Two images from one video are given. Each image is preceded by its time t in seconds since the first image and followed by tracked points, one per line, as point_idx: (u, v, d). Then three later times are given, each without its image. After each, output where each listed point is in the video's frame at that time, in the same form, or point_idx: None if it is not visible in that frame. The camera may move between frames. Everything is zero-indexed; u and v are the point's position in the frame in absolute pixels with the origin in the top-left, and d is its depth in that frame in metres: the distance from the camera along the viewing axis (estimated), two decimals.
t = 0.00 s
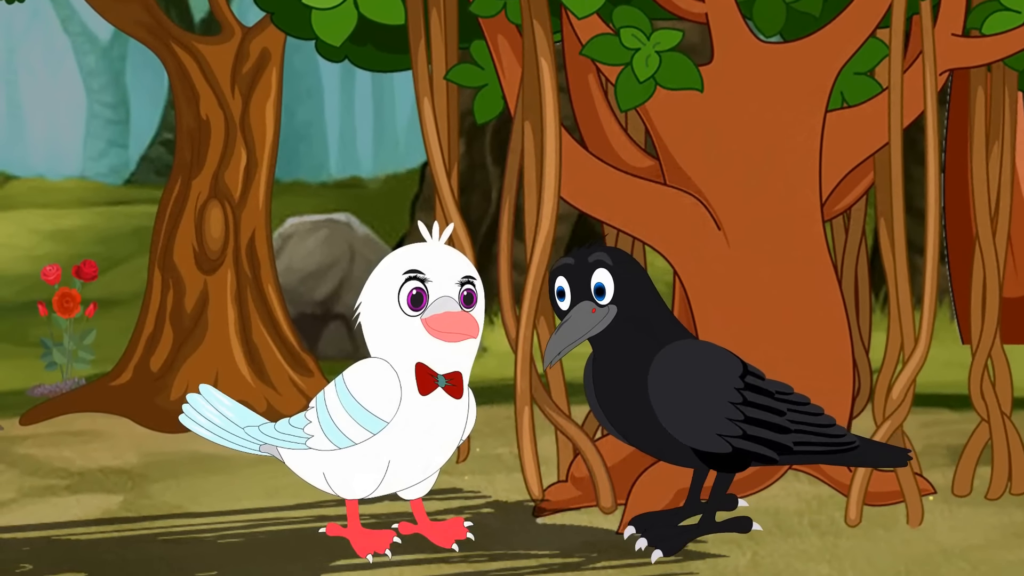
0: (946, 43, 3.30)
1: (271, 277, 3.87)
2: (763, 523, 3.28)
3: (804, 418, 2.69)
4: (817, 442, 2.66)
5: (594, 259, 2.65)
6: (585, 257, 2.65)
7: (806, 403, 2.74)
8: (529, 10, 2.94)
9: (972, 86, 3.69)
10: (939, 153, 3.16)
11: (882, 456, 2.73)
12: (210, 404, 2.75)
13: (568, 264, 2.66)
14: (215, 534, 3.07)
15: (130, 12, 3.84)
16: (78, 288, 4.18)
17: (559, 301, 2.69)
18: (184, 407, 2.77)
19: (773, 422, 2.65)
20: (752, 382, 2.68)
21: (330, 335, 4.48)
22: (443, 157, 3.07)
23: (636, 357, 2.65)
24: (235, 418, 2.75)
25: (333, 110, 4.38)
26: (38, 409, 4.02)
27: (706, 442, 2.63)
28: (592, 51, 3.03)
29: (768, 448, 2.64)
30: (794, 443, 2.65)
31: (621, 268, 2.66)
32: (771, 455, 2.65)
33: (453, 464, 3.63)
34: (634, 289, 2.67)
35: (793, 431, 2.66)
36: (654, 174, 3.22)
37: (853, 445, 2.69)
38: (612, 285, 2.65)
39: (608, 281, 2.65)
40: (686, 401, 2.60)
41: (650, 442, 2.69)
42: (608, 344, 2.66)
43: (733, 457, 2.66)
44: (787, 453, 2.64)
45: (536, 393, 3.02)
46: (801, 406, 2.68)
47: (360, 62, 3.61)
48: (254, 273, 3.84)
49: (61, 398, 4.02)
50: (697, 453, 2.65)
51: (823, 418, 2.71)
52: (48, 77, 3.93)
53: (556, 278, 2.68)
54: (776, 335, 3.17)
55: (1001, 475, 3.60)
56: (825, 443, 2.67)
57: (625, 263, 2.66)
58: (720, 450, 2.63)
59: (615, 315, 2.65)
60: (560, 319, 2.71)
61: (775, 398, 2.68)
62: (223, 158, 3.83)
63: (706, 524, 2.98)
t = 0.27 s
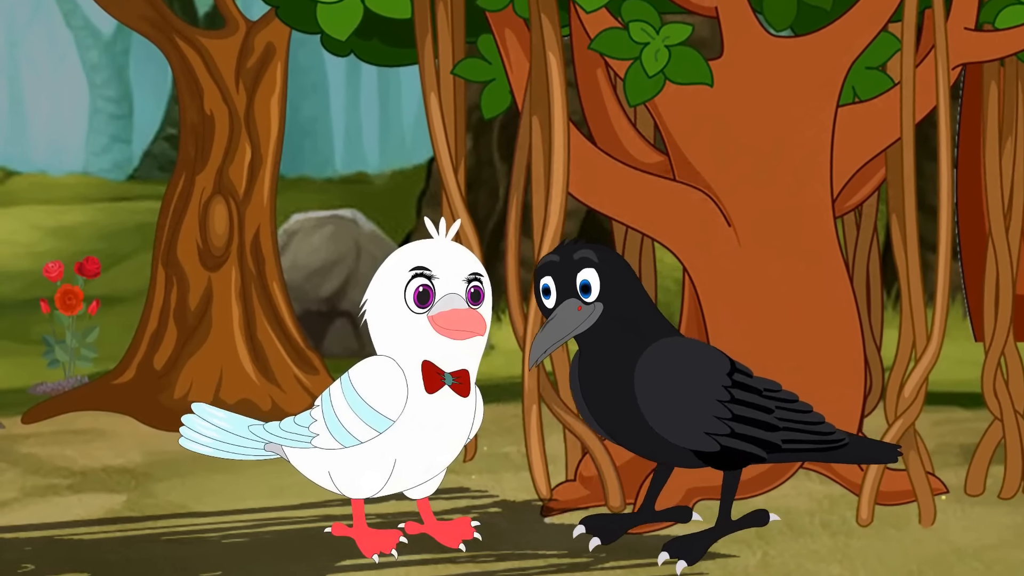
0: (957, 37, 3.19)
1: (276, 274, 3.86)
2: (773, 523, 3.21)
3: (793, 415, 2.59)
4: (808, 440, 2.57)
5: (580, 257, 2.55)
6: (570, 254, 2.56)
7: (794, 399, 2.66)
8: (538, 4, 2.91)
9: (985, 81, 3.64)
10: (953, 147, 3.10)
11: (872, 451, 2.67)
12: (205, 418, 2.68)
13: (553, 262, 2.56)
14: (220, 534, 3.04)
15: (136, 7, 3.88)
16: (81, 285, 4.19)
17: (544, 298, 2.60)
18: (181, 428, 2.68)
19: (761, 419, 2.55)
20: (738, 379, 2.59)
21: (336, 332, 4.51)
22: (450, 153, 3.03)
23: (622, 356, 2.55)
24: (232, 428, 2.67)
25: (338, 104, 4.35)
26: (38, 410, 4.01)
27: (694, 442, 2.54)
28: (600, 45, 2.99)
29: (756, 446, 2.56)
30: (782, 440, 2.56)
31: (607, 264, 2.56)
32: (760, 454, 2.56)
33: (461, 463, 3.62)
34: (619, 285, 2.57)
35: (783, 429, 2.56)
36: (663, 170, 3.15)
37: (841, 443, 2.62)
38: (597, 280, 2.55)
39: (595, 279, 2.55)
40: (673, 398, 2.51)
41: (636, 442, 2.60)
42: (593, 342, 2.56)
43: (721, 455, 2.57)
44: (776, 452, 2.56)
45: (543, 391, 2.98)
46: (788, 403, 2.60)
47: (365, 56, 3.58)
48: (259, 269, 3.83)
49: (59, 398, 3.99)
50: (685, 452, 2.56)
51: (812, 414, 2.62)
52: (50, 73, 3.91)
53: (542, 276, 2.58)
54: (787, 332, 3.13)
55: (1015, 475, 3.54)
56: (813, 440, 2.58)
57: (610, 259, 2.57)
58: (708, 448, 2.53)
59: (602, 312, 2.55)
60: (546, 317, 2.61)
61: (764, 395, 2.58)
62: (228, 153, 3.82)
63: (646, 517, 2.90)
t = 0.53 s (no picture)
0: (963, 34, 3.16)
1: (278, 273, 3.86)
2: (780, 522, 3.14)
3: (777, 425, 2.45)
4: (792, 451, 2.44)
5: (567, 254, 2.42)
6: (558, 252, 2.42)
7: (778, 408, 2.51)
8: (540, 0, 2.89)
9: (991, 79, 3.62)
10: (960, 144, 3.05)
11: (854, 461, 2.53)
12: (208, 420, 2.63)
13: (538, 260, 2.42)
14: (222, 534, 3.01)
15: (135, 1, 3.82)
16: (80, 285, 4.53)
17: (529, 295, 2.46)
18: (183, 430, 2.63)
19: (740, 429, 2.42)
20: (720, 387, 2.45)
21: (338, 330, 5.04)
22: (454, 151, 2.99)
23: (602, 361, 2.42)
24: (237, 431, 2.62)
25: (340, 101, 4.79)
26: (38, 408, 4.11)
27: (677, 450, 2.41)
28: (604, 42, 2.97)
29: (738, 456, 2.42)
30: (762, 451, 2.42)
31: (592, 264, 2.42)
32: (741, 463, 2.43)
33: (465, 464, 3.67)
34: (602, 285, 2.43)
35: (766, 439, 2.42)
36: (667, 168, 3.13)
37: (824, 455, 2.48)
38: (581, 279, 2.41)
39: (581, 277, 2.40)
40: (652, 406, 2.37)
41: (616, 444, 2.49)
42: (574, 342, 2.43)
43: (700, 463, 2.44)
44: (758, 462, 2.42)
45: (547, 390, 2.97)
46: (771, 413, 2.46)
47: (367, 54, 3.57)
48: (261, 268, 3.82)
49: (59, 397, 4.12)
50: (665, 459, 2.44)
51: (796, 424, 2.47)
52: (51, 72, 4.55)
53: (527, 273, 2.45)
54: (792, 331, 3.11)
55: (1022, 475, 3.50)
56: (797, 452, 2.44)
57: (597, 259, 2.43)
58: (690, 457, 2.41)
59: (587, 312, 2.41)
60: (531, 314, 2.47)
61: (748, 404, 2.45)
62: (229, 151, 3.80)
63: (643, 518, 2.82)
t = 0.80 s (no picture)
0: (963, 34, 3.16)
1: (278, 273, 3.86)
2: (780, 522, 3.14)
3: (777, 425, 2.45)
4: (792, 451, 2.43)
5: (570, 250, 2.41)
6: (563, 246, 2.41)
7: (779, 408, 2.51)
8: (540, 0, 2.89)
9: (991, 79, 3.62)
10: (959, 144, 3.05)
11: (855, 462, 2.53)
12: (209, 420, 2.62)
13: (540, 254, 2.42)
14: (222, 534, 3.01)
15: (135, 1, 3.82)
16: (80, 285, 4.53)
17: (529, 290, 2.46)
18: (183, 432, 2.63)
19: (741, 430, 2.41)
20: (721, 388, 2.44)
21: (338, 330, 5.05)
22: (454, 150, 2.99)
23: (603, 360, 2.42)
24: (238, 433, 2.61)
25: (341, 102, 4.80)
26: (38, 408, 4.11)
27: (677, 450, 2.41)
28: (604, 42, 2.96)
29: (738, 457, 2.42)
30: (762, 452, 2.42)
31: (595, 262, 2.42)
32: (741, 463, 2.43)
33: (465, 464, 3.68)
34: (604, 284, 2.43)
35: (766, 439, 2.42)
36: (667, 168, 3.13)
37: (824, 455, 2.48)
38: (582, 279, 2.40)
39: (582, 273, 2.40)
40: (652, 406, 2.37)
41: (616, 444, 2.48)
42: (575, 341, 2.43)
43: (700, 463, 2.45)
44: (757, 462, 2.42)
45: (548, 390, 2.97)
46: (771, 413, 2.45)
47: (368, 54, 3.57)
48: (261, 268, 3.82)
49: (59, 397, 4.12)
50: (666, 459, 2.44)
51: (795, 424, 2.47)
52: (51, 72, 4.55)
53: (529, 266, 2.44)
54: (792, 331, 3.11)
55: (1022, 475, 3.50)
56: (797, 453, 2.44)
57: (598, 258, 2.43)
58: (690, 457, 2.41)
59: (586, 308, 2.41)
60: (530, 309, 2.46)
61: (748, 404, 2.44)
62: (229, 151, 3.80)
63: (644, 517, 2.82)
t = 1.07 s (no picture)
0: (964, 34, 3.16)
1: (278, 273, 3.86)
2: (780, 522, 3.14)
3: (777, 425, 2.45)
4: (792, 451, 2.44)
5: (567, 255, 2.41)
6: (557, 253, 2.42)
7: (779, 408, 2.51)
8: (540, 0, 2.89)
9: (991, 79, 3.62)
10: (960, 144, 3.05)
11: (855, 462, 2.53)
12: (218, 399, 2.59)
13: (538, 262, 2.42)
14: (222, 534, 3.01)
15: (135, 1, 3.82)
16: (80, 286, 4.52)
17: (528, 297, 2.46)
18: (191, 403, 2.60)
19: (741, 429, 2.42)
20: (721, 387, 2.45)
21: (338, 330, 5.03)
22: (453, 150, 2.99)
23: (602, 362, 2.42)
24: (242, 417, 2.58)
25: (340, 101, 4.88)
26: (38, 408, 4.11)
27: (677, 450, 2.41)
28: (604, 42, 2.96)
29: (738, 457, 2.42)
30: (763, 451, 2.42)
31: (593, 264, 2.42)
32: (741, 463, 2.43)
33: (465, 464, 3.68)
34: (604, 284, 2.43)
35: (766, 439, 2.42)
36: (667, 168, 3.13)
37: (824, 455, 2.48)
38: (582, 279, 2.41)
39: (581, 278, 2.40)
40: (652, 406, 2.37)
41: (616, 444, 2.48)
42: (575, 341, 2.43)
43: (700, 463, 2.44)
44: (757, 462, 2.42)
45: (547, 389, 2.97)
46: (771, 413, 2.46)
47: (367, 54, 3.56)
48: (261, 268, 3.82)
49: (59, 397, 4.13)
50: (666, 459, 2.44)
51: (795, 424, 2.47)
52: (51, 72, 4.55)
53: (527, 275, 2.44)
54: (792, 331, 3.11)
55: (1022, 475, 3.49)
56: (797, 453, 2.44)
57: (597, 258, 2.44)
58: (690, 457, 2.40)
59: (587, 312, 2.41)
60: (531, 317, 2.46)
61: (748, 404, 2.45)
62: (229, 151, 3.80)
63: (644, 518, 2.82)
